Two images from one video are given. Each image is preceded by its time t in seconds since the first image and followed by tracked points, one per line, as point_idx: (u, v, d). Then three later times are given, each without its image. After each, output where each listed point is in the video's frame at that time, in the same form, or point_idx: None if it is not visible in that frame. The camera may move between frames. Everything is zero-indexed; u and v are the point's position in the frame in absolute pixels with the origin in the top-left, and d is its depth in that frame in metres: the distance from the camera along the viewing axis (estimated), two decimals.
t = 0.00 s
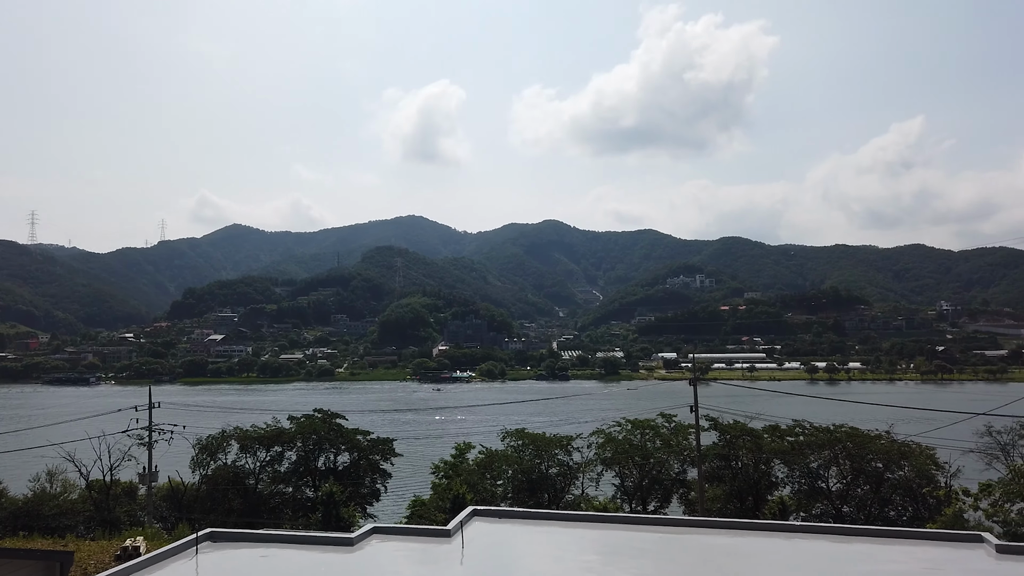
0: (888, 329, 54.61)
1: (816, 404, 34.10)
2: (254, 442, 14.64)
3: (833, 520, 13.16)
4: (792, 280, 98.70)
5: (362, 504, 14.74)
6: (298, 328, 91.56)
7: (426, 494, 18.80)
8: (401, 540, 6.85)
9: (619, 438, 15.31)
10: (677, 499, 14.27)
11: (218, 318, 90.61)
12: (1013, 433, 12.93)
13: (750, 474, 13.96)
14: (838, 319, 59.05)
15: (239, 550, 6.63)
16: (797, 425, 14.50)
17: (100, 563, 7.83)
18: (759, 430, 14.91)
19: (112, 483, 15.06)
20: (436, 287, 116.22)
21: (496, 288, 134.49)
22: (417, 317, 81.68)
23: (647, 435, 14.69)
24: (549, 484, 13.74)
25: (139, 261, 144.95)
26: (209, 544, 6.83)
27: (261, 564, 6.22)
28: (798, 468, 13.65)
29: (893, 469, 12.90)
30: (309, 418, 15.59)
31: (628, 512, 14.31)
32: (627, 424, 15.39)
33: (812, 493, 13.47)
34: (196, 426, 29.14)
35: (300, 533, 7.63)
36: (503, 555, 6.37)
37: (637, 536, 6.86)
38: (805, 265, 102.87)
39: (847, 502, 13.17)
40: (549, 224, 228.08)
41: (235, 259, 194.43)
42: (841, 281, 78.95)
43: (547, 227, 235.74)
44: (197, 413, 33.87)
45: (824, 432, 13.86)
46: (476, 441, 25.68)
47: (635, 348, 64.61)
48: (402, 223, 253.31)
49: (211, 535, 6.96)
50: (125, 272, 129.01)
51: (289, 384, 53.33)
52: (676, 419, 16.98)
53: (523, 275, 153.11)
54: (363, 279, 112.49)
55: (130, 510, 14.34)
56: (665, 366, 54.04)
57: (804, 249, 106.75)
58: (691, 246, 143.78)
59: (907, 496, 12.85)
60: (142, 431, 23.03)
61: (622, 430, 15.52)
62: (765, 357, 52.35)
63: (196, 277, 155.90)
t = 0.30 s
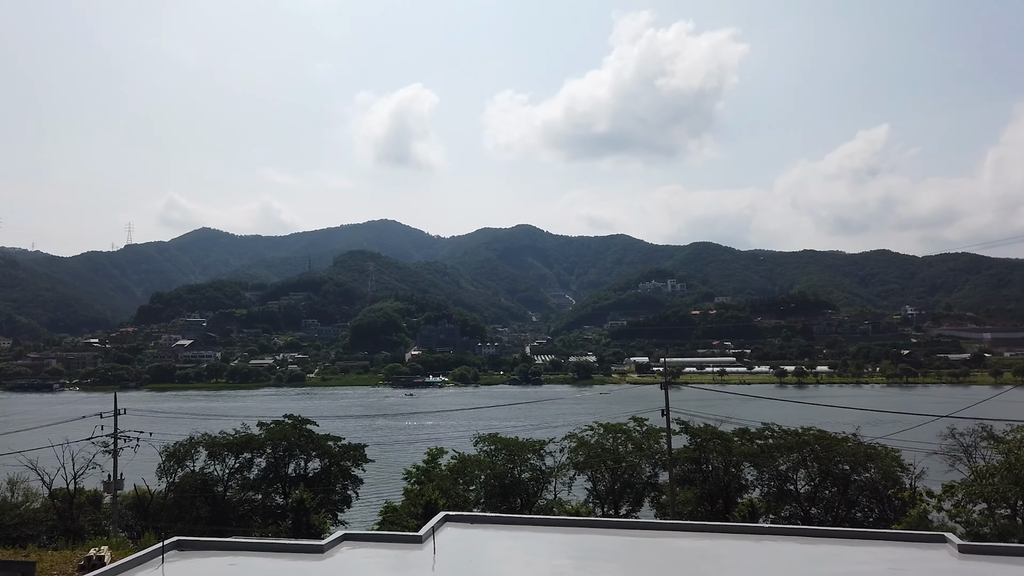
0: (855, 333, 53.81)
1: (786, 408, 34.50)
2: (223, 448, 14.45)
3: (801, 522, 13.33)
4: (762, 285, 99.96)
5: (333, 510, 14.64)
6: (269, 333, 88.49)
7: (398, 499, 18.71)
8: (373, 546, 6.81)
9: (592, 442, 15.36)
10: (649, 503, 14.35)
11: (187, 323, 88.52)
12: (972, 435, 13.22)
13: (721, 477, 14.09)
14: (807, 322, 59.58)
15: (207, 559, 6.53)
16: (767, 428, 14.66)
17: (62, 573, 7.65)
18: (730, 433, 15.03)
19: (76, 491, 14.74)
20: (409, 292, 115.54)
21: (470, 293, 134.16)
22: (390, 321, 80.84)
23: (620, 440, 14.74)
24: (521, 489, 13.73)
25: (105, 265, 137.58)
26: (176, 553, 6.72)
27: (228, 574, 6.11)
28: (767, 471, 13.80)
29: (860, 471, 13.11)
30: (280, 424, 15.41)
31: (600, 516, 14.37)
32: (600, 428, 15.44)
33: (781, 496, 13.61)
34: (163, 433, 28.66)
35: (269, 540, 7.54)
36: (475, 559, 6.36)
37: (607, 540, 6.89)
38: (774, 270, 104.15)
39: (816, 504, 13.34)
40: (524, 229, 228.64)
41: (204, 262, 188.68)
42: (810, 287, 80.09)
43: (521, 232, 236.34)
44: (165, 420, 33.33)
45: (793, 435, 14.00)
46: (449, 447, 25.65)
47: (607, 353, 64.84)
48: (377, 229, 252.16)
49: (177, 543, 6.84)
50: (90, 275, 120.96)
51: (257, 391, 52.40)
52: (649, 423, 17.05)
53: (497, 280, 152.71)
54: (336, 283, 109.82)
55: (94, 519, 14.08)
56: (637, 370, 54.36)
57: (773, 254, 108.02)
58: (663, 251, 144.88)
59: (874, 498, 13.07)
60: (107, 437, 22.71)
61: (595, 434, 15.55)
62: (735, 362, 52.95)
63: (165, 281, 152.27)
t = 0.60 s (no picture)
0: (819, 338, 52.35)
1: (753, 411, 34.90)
2: (188, 455, 14.30)
3: (767, 524, 13.49)
4: (729, 290, 101.09)
5: (300, 517, 14.44)
6: (236, 338, 86.38)
7: (367, 505, 18.62)
8: (341, 553, 6.76)
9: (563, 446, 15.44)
10: (619, 506, 14.42)
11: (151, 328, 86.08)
12: (933, 436, 13.50)
13: (689, 480, 14.25)
14: (773, 326, 59.91)
15: (170, 568, 6.43)
16: (734, 431, 14.85)
17: None
18: (698, 437, 15.23)
19: (35, 500, 14.45)
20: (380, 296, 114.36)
21: (440, 297, 133.51)
22: (360, 326, 80.14)
23: (590, 444, 14.85)
24: (491, 494, 13.72)
25: (67, 268, 130.73)
26: (139, 562, 6.61)
27: None
28: (735, 474, 13.99)
29: (825, 473, 13.31)
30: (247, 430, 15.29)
31: (570, 520, 14.40)
32: (570, 432, 15.53)
33: (747, 498, 13.81)
34: (126, 440, 28.14)
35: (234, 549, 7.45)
36: (444, 565, 6.34)
37: (577, 544, 6.89)
38: (740, 275, 105.49)
39: (782, 506, 13.52)
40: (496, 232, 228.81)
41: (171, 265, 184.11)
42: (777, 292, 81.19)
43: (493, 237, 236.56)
44: (128, 427, 32.73)
45: (759, 438, 14.21)
46: (419, 452, 25.54)
47: (577, 357, 64.94)
48: (348, 233, 250.13)
49: (141, 552, 6.73)
50: (50, 278, 115.92)
51: (222, 397, 51.35)
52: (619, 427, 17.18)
53: (468, 283, 152.31)
54: (304, 287, 107.77)
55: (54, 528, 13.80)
56: (606, 374, 54.58)
57: (739, 259, 109.62)
58: (632, 256, 146.23)
59: (838, 500, 13.25)
60: (68, 445, 22.42)
61: (565, 438, 15.62)
62: (703, 366, 53.42)
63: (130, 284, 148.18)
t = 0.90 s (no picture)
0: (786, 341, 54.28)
1: (722, 413, 35.30)
2: (152, 461, 14.16)
3: (735, 525, 13.65)
4: (697, 294, 102.31)
5: (267, 523, 14.36)
6: (202, 342, 84.10)
7: (335, 511, 18.52)
8: (309, 559, 6.68)
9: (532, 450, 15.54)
10: (589, 510, 14.49)
11: (113, 332, 79.17)
12: (895, 438, 13.80)
13: (657, 482, 14.39)
14: (740, 330, 60.94)
15: None
16: (703, 434, 15.04)
17: None
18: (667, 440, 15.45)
19: None
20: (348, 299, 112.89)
21: (410, 300, 132.33)
22: (329, 330, 79.35)
23: (560, 447, 14.97)
24: (462, 498, 13.72)
25: (25, 268, 122.63)
26: (100, 572, 6.45)
27: None
28: (703, 476, 14.17)
29: (790, 474, 13.52)
30: (212, 436, 15.20)
31: (541, 523, 14.43)
32: (540, 436, 15.63)
33: (716, 500, 13.96)
34: (89, 447, 27.59)
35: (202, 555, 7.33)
36: (412, 570, 6.31)
37: (549, 547, 6.91)
38: (707, 279, 107.00)
39: (750, 508, 13.71)
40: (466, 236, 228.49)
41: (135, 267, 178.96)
42: (744, 296, 82.30)
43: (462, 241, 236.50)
44: (89, 433, 32.05)
45: (727, 441, 14.40)
46: (389, 457, 25.44)
47: (548, 361, 64.96)
48: (316, 236, 247.48)
49: (102, 561, 6.58)
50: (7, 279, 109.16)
51: (186, 403, 50.12)
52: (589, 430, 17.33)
53: (439, 287, 151.52)
54: (273, 291, 106.39)
55: (12, 538, 13.49)
56: (576, 377, 54.76)
57: (707, 264, 111.12)
58: (602, 260, 147.49)
59: (803, 501, 13.38)
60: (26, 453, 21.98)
61: (535, 442, 15.70)
62: (672, 369, 53.81)
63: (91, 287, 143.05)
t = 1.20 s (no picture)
0: (752, 345, 56.95)
1: (690, 416, 35.63)
2: (113, 468, 13.95)
3: (701, 527, 13.78)
4: (665, 298, 103.50)
5: (231, 530, 14.15)
6: (166, 346, 80.67)
7: (302, 517, 18.38)
8: (274, 567, 6.59)
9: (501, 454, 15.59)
10: (557, 513, 14.56)
11: (74, 336, 77.01)
12: (857, 440, 14.10)
13: (624, 485, 14.53)
14: (707, 334, 62.37)
15: None
16: (670, 437, 15.22)
17: None
18: (634, 443, 15.64)
19: None
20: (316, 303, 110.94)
21: (378, 304, 130.85)
22: (297, 333, 77.18)
23: (528, 451, 15.07)
24: (430, 503, 13.73)
25: None
26: None
27: None
28: (670, 479, 14.31)
29: (756, 476, 13.64)
30: (176, 442, 15.10)
31: (509, 527, 14.48)
32: (509, 440, 15.72)
33: (682, 503, 14.09)
34: (48, 454, 26.91)
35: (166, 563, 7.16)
36: None
37: (517, 551, 6.92)
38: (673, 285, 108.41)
39: (715, 510, 13.89)
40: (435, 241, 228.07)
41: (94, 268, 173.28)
42: (711, 301, 83.39)
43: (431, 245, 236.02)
44: (47, 440, 31.20)
45: (693, 443, 14.58)
46: (357, 462, 25.30)
47: (517, 364, 64.85)
48: (283, 239, 244.03)
49: (59, 571, 6.40)
50: None
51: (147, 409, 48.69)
52: (558, 433, 17.45)
53: (409, 291, 150.44)
54: (239, 294, 102.37)
55: None
56: (546, 382, 54.75)
57: (675, 269, 112.78)
58: (571, 265, 148.87)
59: (768, 503, 13.49)
60: None
61: (504, 446, 15.77)
62: (640, 373, 53.96)
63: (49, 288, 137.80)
